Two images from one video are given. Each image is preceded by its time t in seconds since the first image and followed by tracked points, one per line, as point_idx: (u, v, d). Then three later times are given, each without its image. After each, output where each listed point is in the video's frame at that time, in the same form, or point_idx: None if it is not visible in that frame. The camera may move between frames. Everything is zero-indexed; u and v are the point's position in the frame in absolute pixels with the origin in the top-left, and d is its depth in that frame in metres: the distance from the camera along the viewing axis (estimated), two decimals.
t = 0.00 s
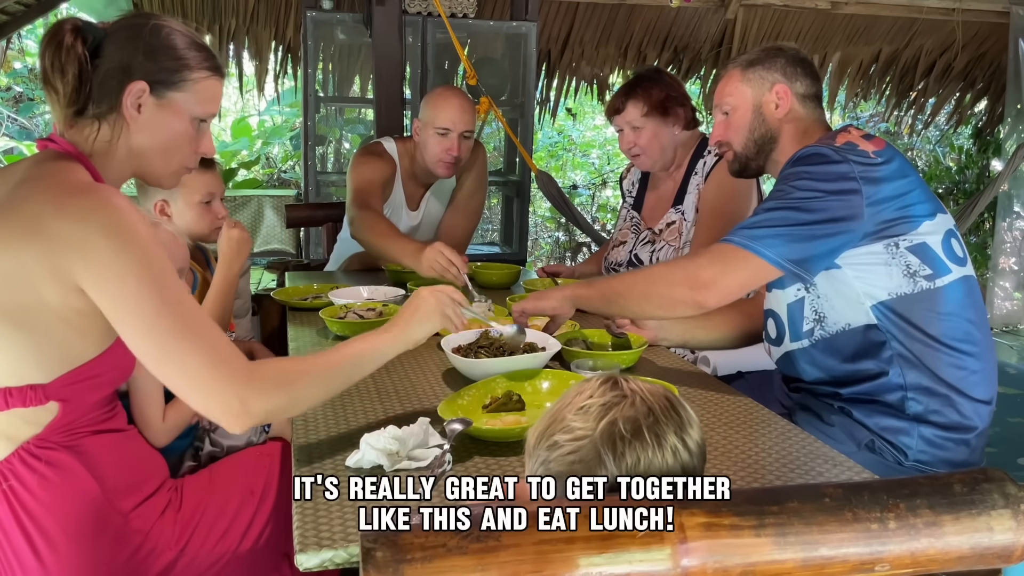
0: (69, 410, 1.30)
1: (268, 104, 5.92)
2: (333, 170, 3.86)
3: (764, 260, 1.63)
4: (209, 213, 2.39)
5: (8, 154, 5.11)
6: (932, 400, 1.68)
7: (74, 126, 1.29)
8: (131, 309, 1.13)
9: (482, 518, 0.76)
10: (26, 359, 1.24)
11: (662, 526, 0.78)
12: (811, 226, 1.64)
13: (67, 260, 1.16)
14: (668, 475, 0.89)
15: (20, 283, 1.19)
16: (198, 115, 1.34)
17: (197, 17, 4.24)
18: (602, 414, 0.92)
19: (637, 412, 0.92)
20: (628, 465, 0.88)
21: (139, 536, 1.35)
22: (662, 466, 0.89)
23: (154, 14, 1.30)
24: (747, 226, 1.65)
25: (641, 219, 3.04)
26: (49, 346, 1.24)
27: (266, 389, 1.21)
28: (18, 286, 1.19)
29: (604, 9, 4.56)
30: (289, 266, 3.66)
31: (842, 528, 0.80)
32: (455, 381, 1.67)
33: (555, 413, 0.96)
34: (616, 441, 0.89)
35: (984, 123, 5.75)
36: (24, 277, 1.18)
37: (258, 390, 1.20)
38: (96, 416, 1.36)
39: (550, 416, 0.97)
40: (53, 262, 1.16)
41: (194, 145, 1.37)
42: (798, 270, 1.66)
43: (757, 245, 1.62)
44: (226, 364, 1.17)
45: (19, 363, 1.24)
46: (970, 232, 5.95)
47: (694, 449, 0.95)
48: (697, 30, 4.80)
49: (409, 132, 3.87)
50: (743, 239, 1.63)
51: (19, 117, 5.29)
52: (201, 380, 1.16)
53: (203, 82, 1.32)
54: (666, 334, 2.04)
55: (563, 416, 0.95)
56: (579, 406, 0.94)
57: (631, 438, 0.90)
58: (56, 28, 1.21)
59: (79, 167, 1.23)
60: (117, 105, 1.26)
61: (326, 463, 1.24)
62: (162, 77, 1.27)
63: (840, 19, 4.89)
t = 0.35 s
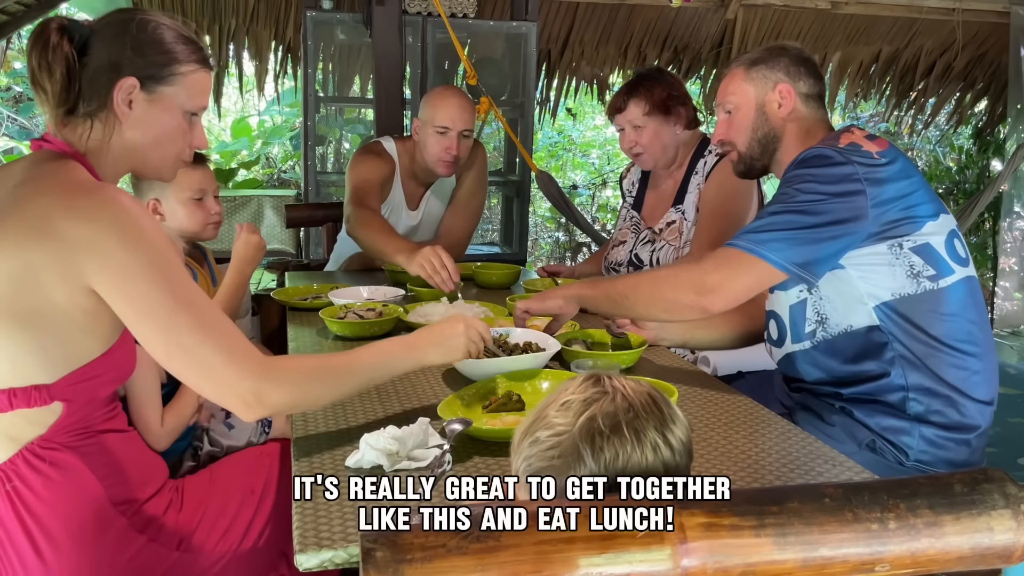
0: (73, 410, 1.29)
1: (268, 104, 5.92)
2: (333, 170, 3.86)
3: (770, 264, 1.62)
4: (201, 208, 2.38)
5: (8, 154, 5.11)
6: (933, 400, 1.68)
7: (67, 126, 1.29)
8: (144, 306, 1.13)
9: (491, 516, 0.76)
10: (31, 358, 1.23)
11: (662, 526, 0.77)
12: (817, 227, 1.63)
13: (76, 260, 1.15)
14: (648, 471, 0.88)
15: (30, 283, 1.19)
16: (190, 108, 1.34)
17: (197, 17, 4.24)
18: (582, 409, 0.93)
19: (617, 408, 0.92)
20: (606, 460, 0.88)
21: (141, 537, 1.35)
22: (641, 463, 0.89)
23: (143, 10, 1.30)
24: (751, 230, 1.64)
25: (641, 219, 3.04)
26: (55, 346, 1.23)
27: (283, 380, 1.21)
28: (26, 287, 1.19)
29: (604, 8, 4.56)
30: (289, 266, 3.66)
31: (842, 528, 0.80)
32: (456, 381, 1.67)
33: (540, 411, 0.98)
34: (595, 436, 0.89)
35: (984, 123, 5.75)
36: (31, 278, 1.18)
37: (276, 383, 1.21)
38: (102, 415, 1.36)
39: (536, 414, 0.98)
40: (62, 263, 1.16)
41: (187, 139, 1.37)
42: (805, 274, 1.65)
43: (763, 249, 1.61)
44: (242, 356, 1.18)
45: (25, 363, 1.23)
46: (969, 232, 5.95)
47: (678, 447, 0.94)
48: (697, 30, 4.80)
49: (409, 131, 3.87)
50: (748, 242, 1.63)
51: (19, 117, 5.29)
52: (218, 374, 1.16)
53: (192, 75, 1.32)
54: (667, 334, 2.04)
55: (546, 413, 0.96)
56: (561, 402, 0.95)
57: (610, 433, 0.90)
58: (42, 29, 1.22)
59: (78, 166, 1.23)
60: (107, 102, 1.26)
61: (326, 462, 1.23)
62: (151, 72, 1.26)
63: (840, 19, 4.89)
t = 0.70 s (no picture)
0: (70, 411, 1.29)
1: (268, 104, 5.92)
2: (333, 170, 3.86)
3: (795, 280, 1.61)
4: (194, 207, 2.37)
5: (8, 154, 5.12)
6: (933, 400, 1.68)
7: (65, 126, 1.29)
8: (139, 312, 1.13)
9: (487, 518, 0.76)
10: (28, 360, 1.23)
11: (662, 526, 0.77)
12: (834, 235, 1.62)
13: (72, 264, 1.16)
14: (636, 470, 0.89)
15: (24, 285, 1.19)
16: (188, 107, 1.34)
17: (197, 17, 4.24)
18: (570, 408, 0.93)
19: (604, 407, 0.92)
20: (594, 459, 0.88)
21: (140, 538, 1.35)
22: (629, 462, 0.89)
23: (139, 8, 1.30)
24: (773, 245, 1.63)
25: (641, 219, 3.04)
26: (52, 346, 1.24)
27: (276, 387, 1.21)
28: (23, 290, 1.19)
29: (604, 9, 4.56)
30: (288, 266, 3.66)
31: (842, 528, 0.80)
32: (455, 381, 1.67)
33: (529, 411, 0.98)
34: (583, 435, 0.90)
35: (984, 123, 5.75)
36: (28, 280, 1.18)
37: (271, 390, 1.20)
38: (98, 416, 1.36)
39: (525, 414, 0.99)
40: (58, 266, 1.16)
41: (186, 138, 1.37)
42: (832, 283, 1.62)
43: (788, 265, 1.60)
44: (235, 362, 1.18)
45: (22, 364, 1.23)
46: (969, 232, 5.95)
47: (667, 446, 0.94)
48: (697, 29, 4.80)
49: (409, 132, 3.87)
50: (773, 259, 1.61)
51: (19, 117, 5.29)
52: (211, 379, 1.16)
53: (190, 73, 1.32)
54: (666, 335, 2.04)
55: (534, 413, 0.96)
56: (549, 401, 0.95)
57: (597, 432, 0.90)
58: (37, 29, 1.22)
59: (76, 167, 1.23)
60: (105, 102, 1.26)
61: (326, 462, 1.23)
62: (149, 71, 1.26)
63: (840, 19, 4.89)
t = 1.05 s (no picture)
0: (69, 411, 1.29)
1: (268, 104, 5.91)
2: (333, 170, 3.86)
3: (820, 297, 1.60)
4: (200, 216, 2.38)
5: (8, 154, 5.13)
6: (936, 402, 1.68)
7: (64, 127, 1.28)
8: (140, 312, 1.13)
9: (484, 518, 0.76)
10: (27, 361, 1.23)
11: (662, 526, 0.77)
12: (856, 248, 1.61)
13: (72, 264, 1.16)
14: (637, 473, 0.89)
15: (25, 286, 1.19)
16: (186, 106, 1.34)
17: (197, 16, 4.24)
18: (572, 412, 0.93)
19: (606, 411, 0.92)
20: (596, 463, 0.88)
21: (139, 538, 1.35)
22: (631, 465, 0.90)
23: (136, 6, 1.30)
24: (795, 263, 1.61)
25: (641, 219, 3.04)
26: (51, 347, 1.24)
27: (276, 386, 1.21)
28: (22, 291, 1.19)
29: (604, 9, 4.57)
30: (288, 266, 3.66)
31: (842, 528, 0.80)
32: (455, 381, 1.66)
33: (530, 413, 0.98)
34: (585, 439, 0.90)
35: (984, 123, 5.75)
36: (28, 281, 1.18)
37: (271, 389, 1.20)
38: (97, 416, 1.36)
39: (526, 415, 0.99)
40: (59, 266, 1.16)
41: (184, 136, 1.37)
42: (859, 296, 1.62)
43: (814, 285, 1.59)
44: (235, 361, 1.18)
45: (21, 365, 1.23)
46: (969, 232, 5.96)
47: (667, 448, 0.94)
48: (698, 29, 4.80)
49: (409, 132, 3.87)
50: (799, 280, 1.60)
51: (19, 117, 5.29)
52: (210, 380, 1.16)
53: (188, 72, 1.32)
54: (667, 334, 2.04)
55: (535, 415, 0.96)
56: (551, 404, 0.95)
57: (600, 436, 0.90)
58: (34, 28, 1.21)
59: (76, 168, 1.23)
60: (104, 103, 1.26)
61: (326, 462, 1.23)
62: (147, 70, 1.26)
63: (840, 19, 4.89)
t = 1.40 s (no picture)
0: (69, 412, 1.30)
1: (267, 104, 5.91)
2: (333, 170, 3.86)
3: (823, 297, 1.60)
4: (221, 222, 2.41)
5: (8, 154, 5.13)
6: (936, 402, 1.68)
7: (62, 127, 1.28)
8: (138, 314, 1.13)
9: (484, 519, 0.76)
10: (28, 362, 1.23)
11: (662, 526, 0.78)
12: (859, 248, 1.61)
13: (70, 265, 1.16)
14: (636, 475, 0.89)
15: (24, 288, 1.19)
16: (182, 103, 1.34)
17: (197, 16, 4.24)
18: (569, 415, 0.93)
19: (604, 413, 0.92)
20: (593, 465, 0.88)
21: (139, 539, 1.35)
22: (629, 466, 0.90)
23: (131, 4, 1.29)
24: (799, 262, 1.62)
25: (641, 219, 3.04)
26: (51, 348, 1.24)
27: (272, 390, 1.20)
28: (22, 292, 1.19)
29: (604, 9, 4.57)
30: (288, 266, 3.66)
31: (842, 528, 0.80)
32: (455, 381, 1.66)
33: (529, 417, 0.98)
34: (582, 441, 0.90)
35: (984, 123, 5.75)
36: (27, 283, 1.19)
37: (266, 394, 1.19)
38: (97, 417, 1.36)
39: (526, 419, 0.99)
40: (58, 267, 1.16)
41: (181, 134, 1.37)
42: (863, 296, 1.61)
43: (817, 285, 1.59)
44: (231, 365, 1.17)
45: (22, 365, 1.23)
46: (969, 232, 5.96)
47: (667, 449, 0.94)
48: (698, 29, 4.80)
49: (409, 132, 3.87)
50: (802, 280, 1.61)
51: (19, 117, 5.29)
52: (207, 381, 1.15)
53: (184, 69, 1.33)
54: (667, 334, 2.05)
55: (534, 419, 0.96)
56: (548, 407, 0.95)
57: (597, 438, 0.90)
58: (28, 29, 1.21)
59: (74, 168, 1.23)
60: (101, 102, 1.26)
61: (326, 462, 1.23)
62: (144, 68, 1.26)
63: (840, 19, 4.89)
